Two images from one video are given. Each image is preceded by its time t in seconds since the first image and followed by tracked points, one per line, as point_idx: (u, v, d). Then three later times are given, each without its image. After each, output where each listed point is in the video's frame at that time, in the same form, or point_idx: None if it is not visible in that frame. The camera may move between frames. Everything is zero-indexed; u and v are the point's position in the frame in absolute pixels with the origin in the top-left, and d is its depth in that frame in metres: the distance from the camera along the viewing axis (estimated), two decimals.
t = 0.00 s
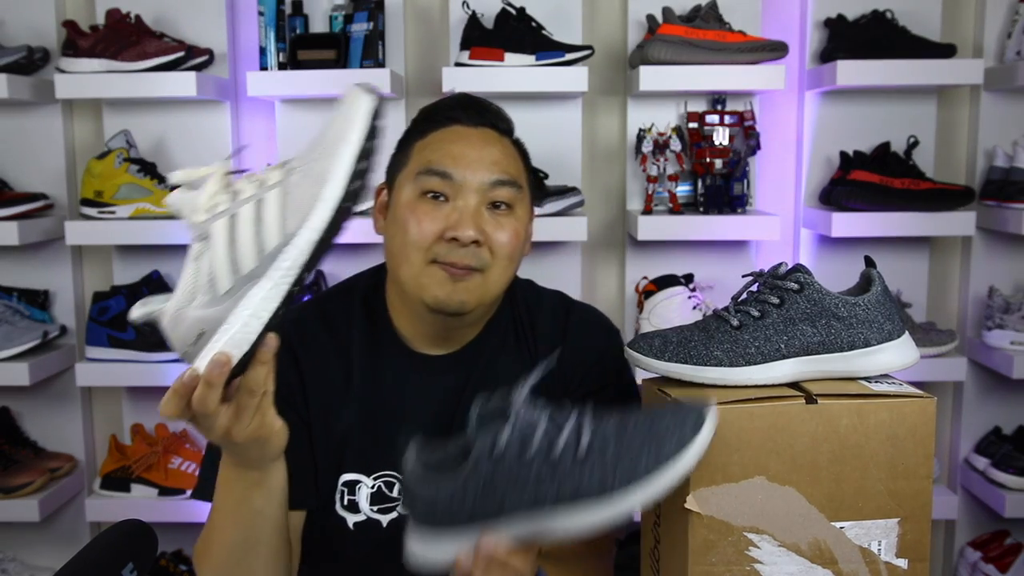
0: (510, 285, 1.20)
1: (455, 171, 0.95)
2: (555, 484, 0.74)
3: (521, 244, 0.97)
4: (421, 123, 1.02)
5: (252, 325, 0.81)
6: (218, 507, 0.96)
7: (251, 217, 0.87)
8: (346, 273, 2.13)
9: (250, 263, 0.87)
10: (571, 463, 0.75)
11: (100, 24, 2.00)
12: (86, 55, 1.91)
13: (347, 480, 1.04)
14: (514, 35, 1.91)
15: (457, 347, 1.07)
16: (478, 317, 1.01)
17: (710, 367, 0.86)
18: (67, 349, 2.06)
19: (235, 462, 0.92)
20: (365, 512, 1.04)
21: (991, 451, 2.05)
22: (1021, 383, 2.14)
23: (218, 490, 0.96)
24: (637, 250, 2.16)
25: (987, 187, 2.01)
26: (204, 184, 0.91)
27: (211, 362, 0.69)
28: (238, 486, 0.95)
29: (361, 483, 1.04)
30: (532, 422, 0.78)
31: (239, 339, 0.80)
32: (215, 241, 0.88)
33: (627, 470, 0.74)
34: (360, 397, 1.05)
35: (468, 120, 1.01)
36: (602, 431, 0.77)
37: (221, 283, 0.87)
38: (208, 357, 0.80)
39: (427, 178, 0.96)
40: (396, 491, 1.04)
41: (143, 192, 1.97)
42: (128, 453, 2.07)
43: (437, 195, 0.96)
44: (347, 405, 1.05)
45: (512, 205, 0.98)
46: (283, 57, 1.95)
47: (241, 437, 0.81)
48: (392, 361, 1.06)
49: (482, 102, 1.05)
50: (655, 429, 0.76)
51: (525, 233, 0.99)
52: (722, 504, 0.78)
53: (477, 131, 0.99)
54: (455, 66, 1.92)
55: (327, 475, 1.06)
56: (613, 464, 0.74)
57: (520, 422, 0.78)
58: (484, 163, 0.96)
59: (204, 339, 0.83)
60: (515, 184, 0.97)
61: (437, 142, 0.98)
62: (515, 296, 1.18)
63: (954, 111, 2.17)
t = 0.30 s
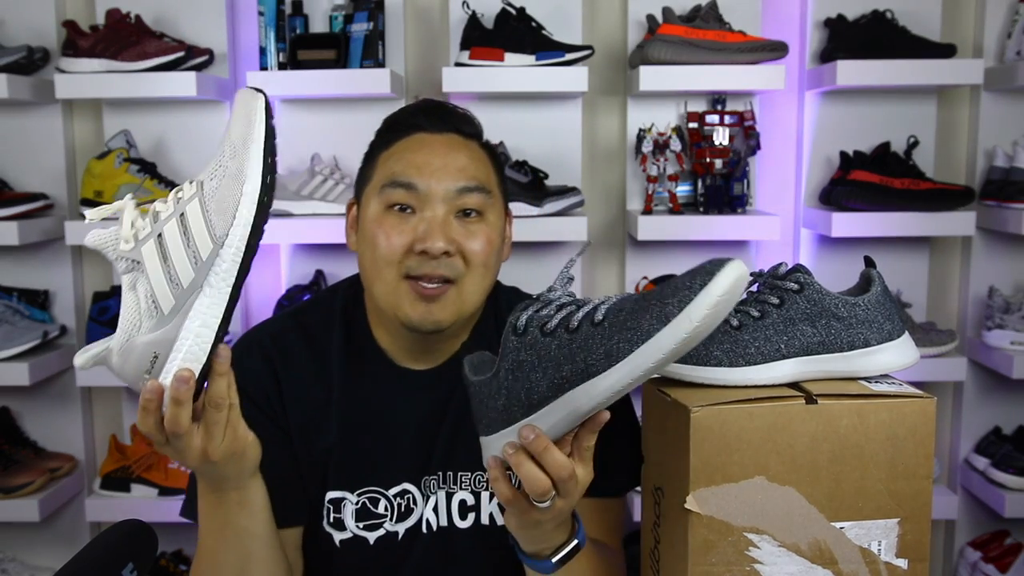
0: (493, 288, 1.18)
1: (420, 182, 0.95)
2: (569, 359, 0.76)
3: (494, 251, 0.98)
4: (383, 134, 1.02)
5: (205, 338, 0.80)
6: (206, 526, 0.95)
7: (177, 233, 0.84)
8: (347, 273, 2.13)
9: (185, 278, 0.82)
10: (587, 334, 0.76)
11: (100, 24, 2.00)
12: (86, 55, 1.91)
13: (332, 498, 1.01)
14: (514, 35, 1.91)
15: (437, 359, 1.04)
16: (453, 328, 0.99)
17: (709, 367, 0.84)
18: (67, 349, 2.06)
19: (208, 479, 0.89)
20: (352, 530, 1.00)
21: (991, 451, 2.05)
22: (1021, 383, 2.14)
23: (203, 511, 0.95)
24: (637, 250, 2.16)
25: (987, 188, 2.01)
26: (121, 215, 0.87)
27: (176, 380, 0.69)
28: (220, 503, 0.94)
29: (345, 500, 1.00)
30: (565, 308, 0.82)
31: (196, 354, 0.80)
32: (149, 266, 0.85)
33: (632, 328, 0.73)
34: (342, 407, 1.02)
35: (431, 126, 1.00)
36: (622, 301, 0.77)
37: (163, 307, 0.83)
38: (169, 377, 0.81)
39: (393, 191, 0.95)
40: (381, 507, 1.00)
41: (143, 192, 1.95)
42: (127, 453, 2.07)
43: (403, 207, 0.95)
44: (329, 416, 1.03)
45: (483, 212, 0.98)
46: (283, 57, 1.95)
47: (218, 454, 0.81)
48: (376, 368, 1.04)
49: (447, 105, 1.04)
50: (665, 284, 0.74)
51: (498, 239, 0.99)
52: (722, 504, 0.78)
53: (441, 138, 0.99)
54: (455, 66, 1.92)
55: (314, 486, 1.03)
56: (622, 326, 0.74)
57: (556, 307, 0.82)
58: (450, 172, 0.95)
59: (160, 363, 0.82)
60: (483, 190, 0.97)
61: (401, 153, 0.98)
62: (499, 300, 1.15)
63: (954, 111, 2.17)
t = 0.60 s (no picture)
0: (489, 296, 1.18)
1: (405, 203, 0.92)
2: (599, 352, 0.77)
3: (485, 266, 0.96)
4: (366, 149, 0.99)
5: (206, 350, 0.80)
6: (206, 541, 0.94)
7: (163, 249, 0.84)
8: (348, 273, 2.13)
9: (179, 293, 0.83)
10: (619, 328, 0.77)
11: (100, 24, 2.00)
12: (86, 55, 1.91)
13: (327, 508, 1.01)
14: (514, 35, 1.91)
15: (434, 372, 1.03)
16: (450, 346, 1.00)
17: (709, 367, 0.84)
18: (67, 348, 2.06)
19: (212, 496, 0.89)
20: (346, 539, 1.00)
21: (991, 451, 2.05)
22: (1021, 383, 2.14)
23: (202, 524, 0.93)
24: (637, 250, 2.16)
25: (987, 187, 2.01)
26: (95, 239, 0.83)
27: (183, 399, 0.69)
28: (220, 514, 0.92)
29: (340, 510, 1.00)
30: (598, 300, 0.82)
31: (201, 369, 0.79)
32: (136, 287, 0.83)
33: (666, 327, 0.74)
34: (340, 411, 1.02)
35: (412, 140, 0.98)
36: (657, 298, 0.78)
37: (159, 326, 0.82)
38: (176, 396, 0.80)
39: (377, 213, 0.93)
40: (376, 517, 1.00)
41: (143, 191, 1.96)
42: (127, 453, 2.07)
43: (389, 229, 0.93)
44: (326, 421, 1.03)
45: (472, 228, 0.96)
46: (284, 57, 1.95)
47: (227, 470, 0.81)
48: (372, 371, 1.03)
49: (429, 112, 1.02)
50: (703, 287, 0.75)
51: (489, 254, 0.97)
52: (722, 505, 0.78)
53: (423, 152, 0.97)
54: (455, 66, 1.92)
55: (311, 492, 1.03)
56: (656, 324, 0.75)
57: (589, 299, 0.83)
58: (435, 190, 0.93)
59: (162, 386, 0.81)
60: (471, 206, 0.95)
61: (383, 166, 0.96)
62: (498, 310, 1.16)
63: (953, 111, 2.17)
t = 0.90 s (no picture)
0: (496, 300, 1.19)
1: (408, 213, 0.92)
2: (620, 337, 0.81)
3: (490, 271, 0.96)
4: (367, 158, 0.99)
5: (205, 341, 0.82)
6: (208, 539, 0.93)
7: (147, 244, 0.83)
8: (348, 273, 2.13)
9: (167, 285, 0.83)
10: (639, 314, 0.81)
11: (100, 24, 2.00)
12: (86, 55, 1.91)
13: (330, 511, 1.01)
14: (514, 35, 1.91)
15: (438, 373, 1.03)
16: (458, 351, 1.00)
17: (709, 367, 0.84)
18: (67, 348, 2.06)
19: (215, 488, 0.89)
20: (349, 542, 1.00)
21: (991, 451, 2.05)
22: (1021, 383, 2.14)
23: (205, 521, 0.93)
24: (637, 250, 2.16)
25: (987, 187, 2.01)
26: (78, 239, 0.82)
27: (184, 387, 0.71)
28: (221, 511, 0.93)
29: (344, 513, 1.00)
30: (622, 285, 0.86)
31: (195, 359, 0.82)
32: (126, 284, 0.82)
33: (685, 314, 0.76)
34: (343, 412, 1.02)
35: (412, 148, 0.98)
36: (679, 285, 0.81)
37: (150, 320, 0.82)
38: (174, 386, 0.81)
39: (380, 223, 0.93)
40: (380, 520, 1.00)
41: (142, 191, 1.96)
42: (127, 453, 2.07)
43: (392, 238, 0.93)
44: (331, 424, 1.03)
45: (475, 233, 0.96)
46: (284, 57, 1.95)
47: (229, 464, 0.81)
48: (375, 375, 1.04)
49: (430, 119, 1.02)
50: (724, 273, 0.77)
51: (495, 258, 0.97)
52: (722, 505, 0.78)
53: (426, 160, 0.97)
54: (455, 66, 1.92)
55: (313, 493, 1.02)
56: (676, 312, 0.77)
57: (613, 284, 0.86)
58: (437, 198, 0.93)
59: (161, 377, 0.82)
60: (474, 211, 0.94)
61: (385, 175, 0.96)
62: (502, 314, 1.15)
63: (954, 111, 2.17)
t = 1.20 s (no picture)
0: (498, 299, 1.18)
1: (412, 209, 0.92)
2: (626, 316, 0.80)
3: (495, 267, 0.96)
4: (372, 156, 0.99)
5: (224, 333, 0.81)
6: (213, 533, 0.93)
7: (182, 231, 0.83)
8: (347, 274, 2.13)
9: (196, 274, 0.84)
10: (647, 294, 0.80)
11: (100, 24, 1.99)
12: (86, 55, 1.90)
13: (335, 510, 1.00)
14: (514, 35, 1.91)
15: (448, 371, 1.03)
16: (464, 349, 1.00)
17: (708, 367, 0.84)
18: (67, 348, 2.06)
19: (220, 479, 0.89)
20: (353, 541, 0.99)
21: (991, 451, 2.05)
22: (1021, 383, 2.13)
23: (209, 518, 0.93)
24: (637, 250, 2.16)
25: (988, 187, 2.01)
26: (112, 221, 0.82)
27: (198, 376, 0.72)
28: (225, 508, 0.93)
29: (348, 512, 1.00)
30: (630, 268, 0.85)
31: (210, 349, 0.81)
32: (156, 268, 0.83)
33: (693, 295, 0.76)
34: (347, 412, 1.02)
35: (416, 146, 0.98)
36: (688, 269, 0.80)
37: (178, 307, 0.83)
38: (190, 374, 0.81)
39: (384, 220, 0.93)
40: (384, 519, 0.99)
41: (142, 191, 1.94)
42: (127, 453, 2.07)
43: (397, 234, 0.93)
44: (334, 425, 1.02)
45: (480, 230, 0.95)
46: (284, 57, 1.95)
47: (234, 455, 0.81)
48: (378, 376, 1.04)
49: (434, 118, 1.02)
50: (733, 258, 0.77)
51: (499, 255, 0.97)
52: (722, 505, 0.78)
53: (428, 157, 0.96)
54: (455, 66, 1.92)
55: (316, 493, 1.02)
56: (684, 292, 0.77)
57: (621, 267, 0.86)
58: (441, 193, 0.93)
59: (178, 364, 0.82)
60: (478, 208, 0.94)
61: (390, 173, 0.95)
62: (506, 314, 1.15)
63: (954, 111, 2.17)
